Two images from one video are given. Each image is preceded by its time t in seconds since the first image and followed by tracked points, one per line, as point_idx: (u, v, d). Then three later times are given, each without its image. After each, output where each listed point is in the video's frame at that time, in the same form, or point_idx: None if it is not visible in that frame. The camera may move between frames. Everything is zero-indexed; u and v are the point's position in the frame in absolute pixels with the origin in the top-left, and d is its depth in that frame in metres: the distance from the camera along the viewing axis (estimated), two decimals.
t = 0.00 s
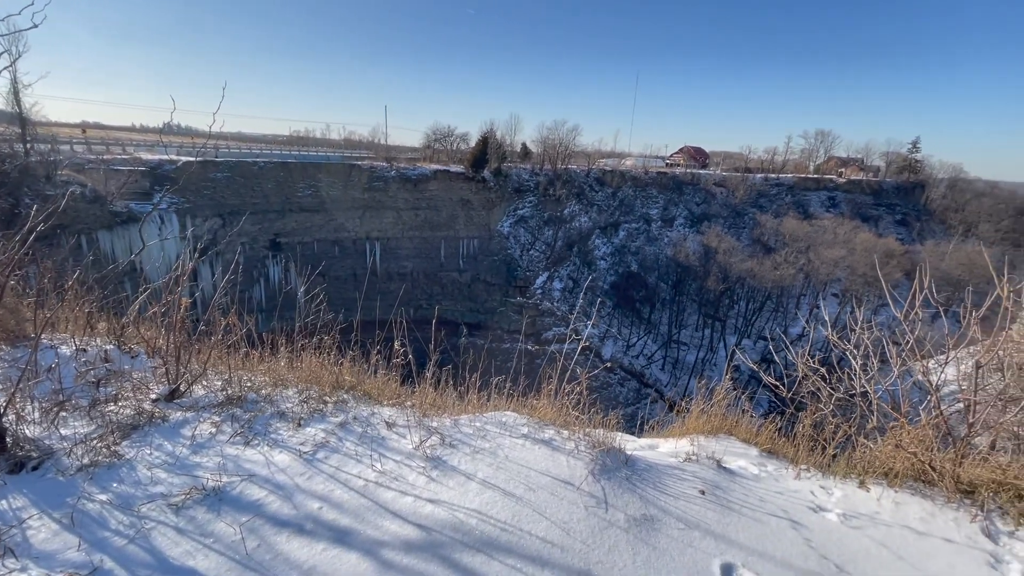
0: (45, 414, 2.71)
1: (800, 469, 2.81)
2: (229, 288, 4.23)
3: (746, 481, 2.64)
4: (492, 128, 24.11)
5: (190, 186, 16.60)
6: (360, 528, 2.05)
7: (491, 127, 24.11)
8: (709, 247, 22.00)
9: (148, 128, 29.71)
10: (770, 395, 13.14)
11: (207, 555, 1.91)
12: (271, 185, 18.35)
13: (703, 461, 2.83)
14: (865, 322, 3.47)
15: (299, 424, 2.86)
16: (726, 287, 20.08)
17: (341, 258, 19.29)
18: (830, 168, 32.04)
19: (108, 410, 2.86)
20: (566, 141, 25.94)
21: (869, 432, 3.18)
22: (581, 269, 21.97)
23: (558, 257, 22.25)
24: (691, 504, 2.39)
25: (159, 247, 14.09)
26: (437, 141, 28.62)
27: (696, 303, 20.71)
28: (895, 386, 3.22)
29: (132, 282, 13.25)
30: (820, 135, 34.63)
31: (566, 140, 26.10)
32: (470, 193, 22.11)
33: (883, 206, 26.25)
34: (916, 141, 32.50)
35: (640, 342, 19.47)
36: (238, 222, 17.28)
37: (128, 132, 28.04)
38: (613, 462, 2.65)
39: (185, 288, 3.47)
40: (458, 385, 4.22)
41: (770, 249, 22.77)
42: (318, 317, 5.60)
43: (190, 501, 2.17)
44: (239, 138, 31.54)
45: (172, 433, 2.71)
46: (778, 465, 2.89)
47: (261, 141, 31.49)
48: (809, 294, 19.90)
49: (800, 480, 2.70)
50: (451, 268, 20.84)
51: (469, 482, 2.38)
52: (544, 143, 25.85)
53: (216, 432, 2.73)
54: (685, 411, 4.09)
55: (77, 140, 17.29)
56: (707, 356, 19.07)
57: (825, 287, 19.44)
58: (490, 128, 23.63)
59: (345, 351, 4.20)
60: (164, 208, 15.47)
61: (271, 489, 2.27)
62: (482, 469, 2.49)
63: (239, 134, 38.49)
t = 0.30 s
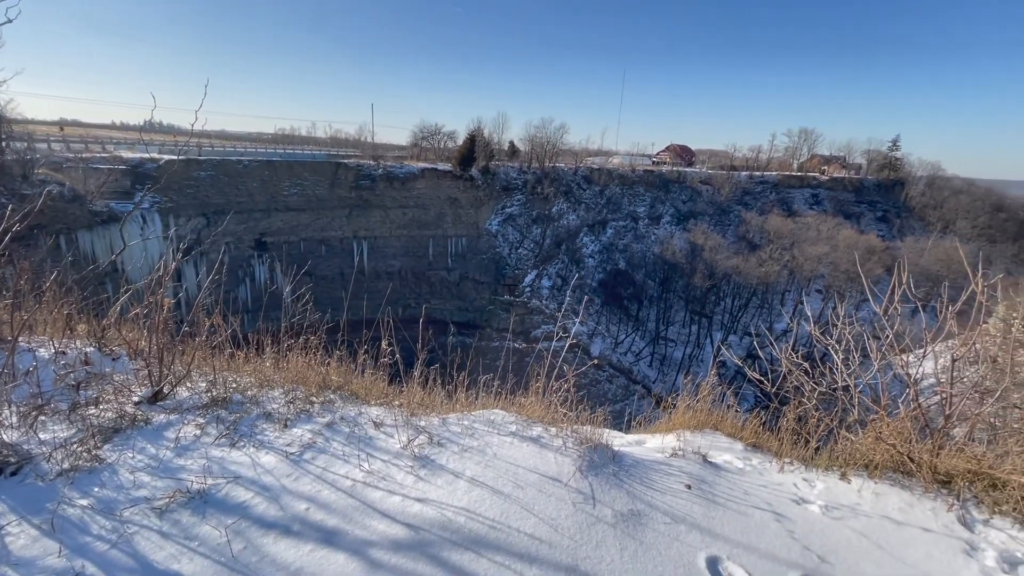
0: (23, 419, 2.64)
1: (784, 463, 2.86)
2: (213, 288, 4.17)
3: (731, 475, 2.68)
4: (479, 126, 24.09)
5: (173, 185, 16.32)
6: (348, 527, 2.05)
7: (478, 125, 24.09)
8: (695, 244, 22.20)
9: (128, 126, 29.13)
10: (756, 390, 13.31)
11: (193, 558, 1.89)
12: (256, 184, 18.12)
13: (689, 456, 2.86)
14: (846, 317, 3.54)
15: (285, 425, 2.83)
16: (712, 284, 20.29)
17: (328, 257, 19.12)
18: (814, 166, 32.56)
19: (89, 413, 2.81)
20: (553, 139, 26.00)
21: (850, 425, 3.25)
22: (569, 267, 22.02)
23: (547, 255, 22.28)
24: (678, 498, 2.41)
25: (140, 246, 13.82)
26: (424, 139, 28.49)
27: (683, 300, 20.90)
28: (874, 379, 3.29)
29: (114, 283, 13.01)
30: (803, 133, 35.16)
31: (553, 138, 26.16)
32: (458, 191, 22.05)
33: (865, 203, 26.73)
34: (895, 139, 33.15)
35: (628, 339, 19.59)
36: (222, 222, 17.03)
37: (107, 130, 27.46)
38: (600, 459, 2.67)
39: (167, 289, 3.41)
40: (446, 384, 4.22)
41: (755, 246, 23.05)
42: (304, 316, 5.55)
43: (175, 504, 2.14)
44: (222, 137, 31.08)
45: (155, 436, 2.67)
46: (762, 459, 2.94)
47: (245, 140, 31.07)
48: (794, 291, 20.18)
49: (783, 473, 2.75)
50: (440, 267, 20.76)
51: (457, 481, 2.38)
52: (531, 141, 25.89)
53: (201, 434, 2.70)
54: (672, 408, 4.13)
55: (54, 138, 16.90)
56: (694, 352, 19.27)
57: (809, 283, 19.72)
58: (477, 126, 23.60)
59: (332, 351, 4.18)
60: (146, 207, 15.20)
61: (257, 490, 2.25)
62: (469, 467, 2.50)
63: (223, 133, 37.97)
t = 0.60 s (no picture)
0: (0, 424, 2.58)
1: (769, 457, 2.90)
2: (197, 289, 4.10)
3: (718, 470, 2.70)
4: (467, 125, 24.05)
5: (156, 185, 16.06)
6: (336, 529, 2.03)
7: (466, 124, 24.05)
8: (682, 242, 22.38)
9: (108, 124, 28.57)
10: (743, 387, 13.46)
11: (178, 563, 1.86)
12: (241, 183, 17.89)
13: (677, 452, 2.89)
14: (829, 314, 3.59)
15: (272, 427, 2.81)
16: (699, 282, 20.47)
17: (315, 257, 18.94)
18: (798, 164, 33.02)
19: (68, 418, 2.74)
20: (541, 138, 26.05)
21: (833, 420, 3.30)
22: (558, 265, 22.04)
23: (535, 254, 22.29)
24: (665, 494, 2.43)
25: (122, 247, 13.58)
26: (412, 138, 28.38)
27: (671, 298, 21.05)
28: (857, 373, 3.35)
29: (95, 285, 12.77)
30: (787, 133, 35.64)
31: (541, 137, 26.21)
32: (446, 190, 21.97)
33: (847, 201, 27.18)
34: (877, 138, 33.76)
35: (617, 337, 19.69)
36: (206, 221, 16.78)
37: (85, 128, 26.88)
38: (588, 456, 2.68)
39: (148, 289, 3.34)
40: (435, 384, 4.21)
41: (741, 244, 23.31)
42: (291, 317, 5.49)
43: (159, 509, 2.11)
44: (206, 136, 30.65)
45: (137, 440, 2.62)
46: (748, 453, 2.97)
47: (230, 138, 30.66)
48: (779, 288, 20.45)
49: (769, 467, 2.79)
50: (428, 266, 20.66)
51: (445, 480, 2.38)
52: (519, 139, 25.92)
53: (185, 437, 2.66)
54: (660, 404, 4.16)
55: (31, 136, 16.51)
56: (682, 349, 19.43)
57: (795, 280, 19.98)
58: (465, 124, 23.56)
59: (319, 351, 4.14)
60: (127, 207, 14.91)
61: (243, 493, 2.22)
62: (458, 466, 2.49)
63: (207, 131, 37.46)
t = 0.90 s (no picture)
0: None
1: (755, 453, 2.94)
2: (181, 291, 4.03)
3: (704, 467, 2.73)
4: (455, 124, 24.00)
5: (137, 184, 15.78)
6: (324, 532, 2.02)
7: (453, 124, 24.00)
8: (669, 241, 22.55)
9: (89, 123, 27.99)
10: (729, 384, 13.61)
11: (161, 570, 1.83)
12: (225, 183, 17.64)
13: (665, 449, 2.91)
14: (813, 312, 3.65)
15: (258, 430, 2.77)
16: (686, 281, 20.65)
17: (301, 258, 18.75)
18: (782, 163, 33.50)
19: (47, 423, 2.69)
20: (529, 138, 26.08)
21: (817, 415, 3.35)
22: (547, 264, 22.08)
23: (524, 253, 22.31)
24: (653, 491, 2.45)
25: (103, 247, 13.30)
26: (399, 138, 28.23)
27: (659, 297, 21.21)
28: (840, 370, 3.40)
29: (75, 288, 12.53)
30: (772, 133, 36.09)
31: (529, 136, 26.24)
32: (434, 189, 21.88)
33: (830, 200, 27.62)
34: (858, 138, 34.34)
35: (605, 335, 19.79)
36: (190, 222, 16.52)
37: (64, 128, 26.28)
38: (577, 455, 2.69)
39: (130, 291, 3.28)
40: (423, 384, 4.19)
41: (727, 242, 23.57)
42: (277, 318, 5.41)
43: (142, 514, 2.08)
44: (188, 134, 30.15)
45: (119, 446, 2.57)
46: (734, 450, 3.01)
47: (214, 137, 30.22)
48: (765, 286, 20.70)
49: (755, 463, 2.82)
50: (416, 267, 20.55)
51: (435, 481, 2.37)
52: (507, 139, 25.93)
53: (168, 441, 2.61)
54: (648, 402, 4.19)
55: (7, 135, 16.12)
56: (670, 347, 19.58)
57: (780, 278, 20.24)
58: (453, 124, 23.50)
59: (305, 353, 4.09)
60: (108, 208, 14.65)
61: (228, 498, 2.20)
62: (447, 466, 2.49)
63: (191, 129, 36.89)
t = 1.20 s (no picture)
0: None
1: (739, 449, 2.98)
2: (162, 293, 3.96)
3: (689, 463, 2.76)
4: (441, 124, 23.93)
5: (117, 184, 15.47)
6: (309, 534, 2.00)
7: (440, 123, 23.92)
8: (655, 241, 22.73)
9: (65, 121, 27.35)
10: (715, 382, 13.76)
11: None
12: (207, 183, 17.36)
13: (650, 446, 2.94)
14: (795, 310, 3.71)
15: (241, 433, 2.74)
16: (672, 280, 20.83)
17: (286, 259, 18.55)
18: (765, 164, 34.01)
19: (23, 429, 2.62)
20: (516, 138, 26.09)
21: (799, 411, 3.42)
22: (534, 264, 22.11)
23: (511, 253, 22.31)
24: (640, 489, 2.47)
25: (80, 249, 13.06)
26: (385, 137, 28.05)
27: (645, 296, 21.36)
28: (822, 366, 3.47)
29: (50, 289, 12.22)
30: (755, 133, 36.60)
31: (515, 136, 26.27)
32: (421, 189, 21.77)
33: (812, 200, 28.08)
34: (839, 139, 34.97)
35: (593, 335, 19.88)
36: (171, 222, 16.24)
37: (40, 126, 25.65)
38: (564, 454, 2.70)
39: (108, 293, 3.21)
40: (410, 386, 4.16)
41: (712, 242, 23.84)
42: (261, 320, 5.33)
43: (122, 520, 2.03)
44: (170, 134, 29.67)
45: (98, 451, 2.52)
46: (719, 446, 3.05)
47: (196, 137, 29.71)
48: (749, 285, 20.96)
49: (739, 460, 2.86)
50: (403, 267, 20.42)
51: (421, 482, 2.36)
52: (494, 139, 25.93)
53: (149, 446, 2.57)
54: (634, 401, 4.22)
55: None
56: (656, 346, 19.71)
57: (764, 276, 20.51)
58: (439, 124, 23.43)
59: (290, 355, 4.04)
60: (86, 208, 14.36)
61: (211, 502, 2.16)
62: (434, 467, 2.48)
63: (172, 128, 36.26)
